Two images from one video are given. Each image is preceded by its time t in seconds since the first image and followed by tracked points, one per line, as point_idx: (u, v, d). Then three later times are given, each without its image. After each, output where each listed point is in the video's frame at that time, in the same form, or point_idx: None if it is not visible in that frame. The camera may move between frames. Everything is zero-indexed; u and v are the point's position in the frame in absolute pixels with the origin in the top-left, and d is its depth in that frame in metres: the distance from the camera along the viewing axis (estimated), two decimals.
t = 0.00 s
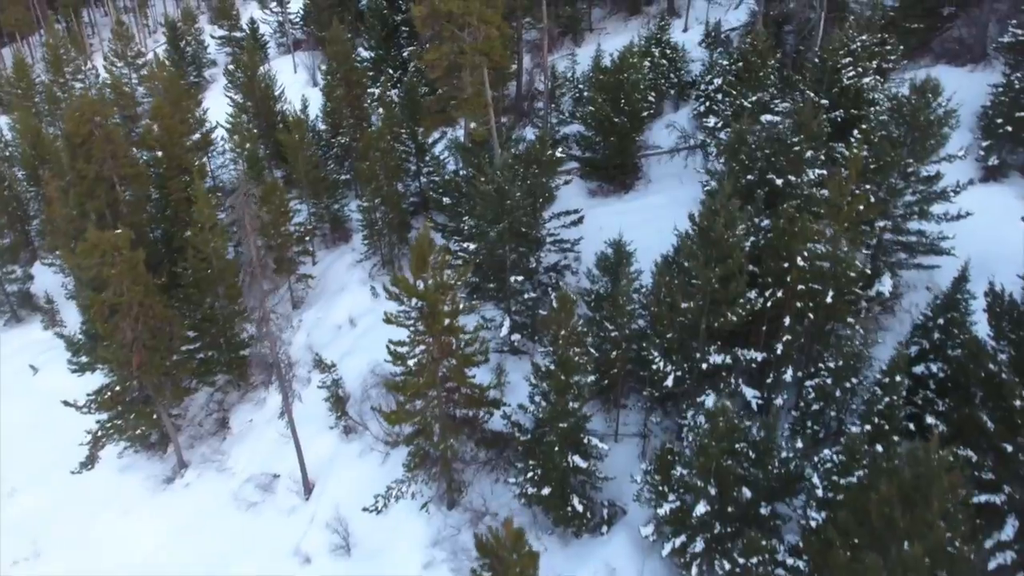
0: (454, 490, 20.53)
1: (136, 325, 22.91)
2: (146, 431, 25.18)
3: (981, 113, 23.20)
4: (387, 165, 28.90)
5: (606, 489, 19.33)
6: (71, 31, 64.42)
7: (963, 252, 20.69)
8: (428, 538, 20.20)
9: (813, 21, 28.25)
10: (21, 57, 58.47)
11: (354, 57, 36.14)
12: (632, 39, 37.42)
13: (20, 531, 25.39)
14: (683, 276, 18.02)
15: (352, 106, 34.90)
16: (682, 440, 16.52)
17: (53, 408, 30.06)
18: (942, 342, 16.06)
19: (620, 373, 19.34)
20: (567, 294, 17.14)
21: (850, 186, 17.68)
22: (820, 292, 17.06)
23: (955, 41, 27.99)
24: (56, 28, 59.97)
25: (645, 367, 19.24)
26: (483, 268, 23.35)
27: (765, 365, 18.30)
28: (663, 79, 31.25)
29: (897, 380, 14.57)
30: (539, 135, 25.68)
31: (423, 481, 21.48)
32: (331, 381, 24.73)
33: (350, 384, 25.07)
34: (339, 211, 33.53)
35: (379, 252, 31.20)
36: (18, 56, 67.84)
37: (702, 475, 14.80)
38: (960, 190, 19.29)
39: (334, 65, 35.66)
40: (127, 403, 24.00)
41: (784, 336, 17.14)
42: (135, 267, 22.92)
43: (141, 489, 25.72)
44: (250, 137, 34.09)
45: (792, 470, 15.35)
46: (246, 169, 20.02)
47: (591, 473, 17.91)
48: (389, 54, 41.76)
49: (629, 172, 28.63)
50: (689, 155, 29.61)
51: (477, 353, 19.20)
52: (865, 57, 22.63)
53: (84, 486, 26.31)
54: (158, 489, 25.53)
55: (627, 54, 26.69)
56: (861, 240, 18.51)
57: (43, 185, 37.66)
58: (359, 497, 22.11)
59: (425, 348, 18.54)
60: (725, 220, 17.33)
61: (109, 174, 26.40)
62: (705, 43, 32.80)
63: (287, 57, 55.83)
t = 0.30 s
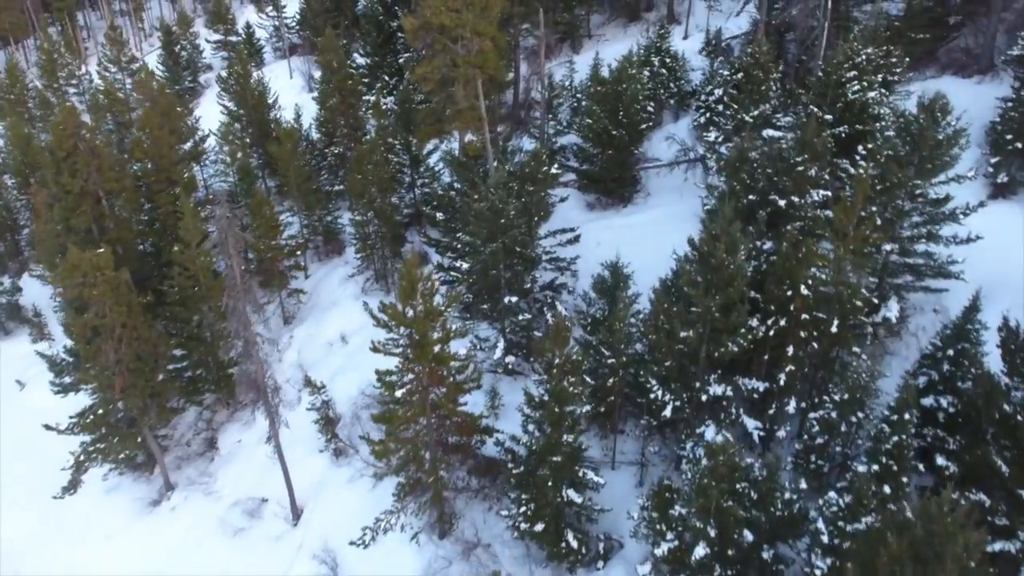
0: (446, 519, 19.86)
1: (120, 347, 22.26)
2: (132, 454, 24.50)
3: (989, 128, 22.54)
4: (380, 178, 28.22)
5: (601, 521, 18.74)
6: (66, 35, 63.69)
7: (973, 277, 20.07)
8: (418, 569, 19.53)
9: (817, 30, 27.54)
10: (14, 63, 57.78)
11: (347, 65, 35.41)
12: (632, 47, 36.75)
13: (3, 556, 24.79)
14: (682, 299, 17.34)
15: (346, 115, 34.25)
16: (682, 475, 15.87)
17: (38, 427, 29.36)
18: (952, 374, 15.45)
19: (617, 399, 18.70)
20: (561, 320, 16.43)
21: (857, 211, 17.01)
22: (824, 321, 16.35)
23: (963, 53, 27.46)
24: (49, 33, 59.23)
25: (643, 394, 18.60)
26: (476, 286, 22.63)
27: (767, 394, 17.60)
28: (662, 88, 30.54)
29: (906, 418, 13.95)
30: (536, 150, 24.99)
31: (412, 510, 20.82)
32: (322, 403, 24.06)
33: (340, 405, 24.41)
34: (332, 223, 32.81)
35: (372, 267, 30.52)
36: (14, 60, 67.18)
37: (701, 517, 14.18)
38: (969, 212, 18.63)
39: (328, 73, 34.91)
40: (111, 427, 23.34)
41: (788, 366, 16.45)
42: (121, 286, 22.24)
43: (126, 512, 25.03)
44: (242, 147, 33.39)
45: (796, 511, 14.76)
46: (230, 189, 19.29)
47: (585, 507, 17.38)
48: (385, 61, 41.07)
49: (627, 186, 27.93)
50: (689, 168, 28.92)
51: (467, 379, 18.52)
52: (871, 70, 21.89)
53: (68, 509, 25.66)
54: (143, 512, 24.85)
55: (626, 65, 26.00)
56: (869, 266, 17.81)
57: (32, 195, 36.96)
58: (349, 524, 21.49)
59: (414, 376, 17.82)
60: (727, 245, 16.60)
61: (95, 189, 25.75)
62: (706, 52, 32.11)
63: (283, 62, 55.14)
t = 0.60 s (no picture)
0: (437, 549, 19.22)
1: (103, 368, 21.61)
2: (116, 475, 23.85)
3: (998, 142, 21.82)
4: (373, 191, 27.55)
5: (597, 554, 18.07)
6: (60, 38, 62.90)
7: (982, 302, 19.45)
8: None
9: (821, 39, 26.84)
10: (6, 66, 57.05)
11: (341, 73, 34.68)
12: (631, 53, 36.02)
13: None
14: (681, 326, 16.69)
15: (340, 124, 33.57)
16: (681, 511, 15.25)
17: (23, 445, 28.65)
18: (962, 408, 14.88)
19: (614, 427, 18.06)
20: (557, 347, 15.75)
21: (864, 234, 16.33)
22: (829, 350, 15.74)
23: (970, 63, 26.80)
24: (42, 37, 58.49)
25: (641, 422, 17.97)
26: (469, 305, 21.96)
27: (770, 424, 16.98)
28: (661, 97, 29.82)
29: (916, 458, 13.35)
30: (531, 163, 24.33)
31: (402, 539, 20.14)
32: (311, 425, 23.45)
33: (330, 427, 23.78)
34: (325, 235, 32.10)
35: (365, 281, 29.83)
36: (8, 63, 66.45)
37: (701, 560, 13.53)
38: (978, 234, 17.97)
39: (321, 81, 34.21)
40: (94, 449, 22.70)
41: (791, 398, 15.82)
42: (103, 305, 21.55)
43: (110, 535, 24.39)
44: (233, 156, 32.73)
45: (800, 552, 14.15)
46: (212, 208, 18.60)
47: (581, 542, 16.71)
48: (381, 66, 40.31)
49: (625, 199, 27.25)
50: (689, 180, 28.25)
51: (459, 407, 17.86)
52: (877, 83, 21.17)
53: (51, 531, 24.98)
54: (128, 535, 24.21)
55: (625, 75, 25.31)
56: (876, 290, 17.15)
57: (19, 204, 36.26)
58: (338, 553, 20.91)
59: (403, 405, 17.16)
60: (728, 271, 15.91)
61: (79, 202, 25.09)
62: (706, 60, 31.40)
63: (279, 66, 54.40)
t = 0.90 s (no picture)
0: None
1: (85, 389, 20.97)
2: (101, 497, 23.20)
3: (1009, 157, 21.15)
4: (366, 203, 26.89)
5: None
6: (54, 41, 62.14)
7: (993, 325, 18.80)
8: None
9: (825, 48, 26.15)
10: None
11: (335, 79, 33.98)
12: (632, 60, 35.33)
13: None
14: (682, 352, 16.02)
15: (334, 133, 32.90)
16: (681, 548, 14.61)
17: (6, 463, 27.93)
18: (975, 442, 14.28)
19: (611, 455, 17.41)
20: (553, 371, 15.04)
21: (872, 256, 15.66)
22: (836, 379, 15.13)
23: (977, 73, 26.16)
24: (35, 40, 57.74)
25: (639, 450, 17.32)
26: (463, 324, 21.31)
27: (774, 454, 16.33)
28: (661, 105, 29.12)
29: (929, 498, 12.75)
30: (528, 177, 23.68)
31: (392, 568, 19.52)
32: (301, 446, 22.82)
33: (321, 448, 23.15)
34: (318, 246, 31.43)
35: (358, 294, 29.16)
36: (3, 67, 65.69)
37: None
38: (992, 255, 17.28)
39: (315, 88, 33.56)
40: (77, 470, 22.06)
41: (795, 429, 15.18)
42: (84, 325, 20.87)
43: (95, 558, 23.75)
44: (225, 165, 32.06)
45: None
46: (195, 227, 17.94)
47: None
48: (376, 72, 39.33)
49: (624, 212, 26.58)
50: (690, 193, 27.57)
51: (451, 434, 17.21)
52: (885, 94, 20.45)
53: (34, 553, 24.33)
54: (114, 558, 23.57)
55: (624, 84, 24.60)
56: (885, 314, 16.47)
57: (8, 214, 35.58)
58: None
59: (393, 433, 16.48)
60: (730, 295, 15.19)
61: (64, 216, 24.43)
62: (707, 67, 30.69)
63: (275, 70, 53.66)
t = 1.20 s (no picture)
0: None
1: (67, 411, 20.29)
2: (85, 520, 22.55)
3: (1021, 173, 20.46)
4: (359, 215, 26.20)
5: None
6: (49, 45, 61.31)
7: (1007, 350, 18.10)
8: None
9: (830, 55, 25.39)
10: None
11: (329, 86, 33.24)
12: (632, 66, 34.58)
13: None
14: (682, 380, 15.33)
15: (328, 140, 32.18)
16: None
17: None
18: (989, 478, 13.67)
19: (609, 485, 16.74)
20: (546, 404, 14.37)
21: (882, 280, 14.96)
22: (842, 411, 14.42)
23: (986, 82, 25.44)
24: (29, 43, 56.94)
25: (638, 479, 16.66)
26: (456, 343, 20.63)
27: (779, 486, 15.66)
28: (661, 113, 28.36)
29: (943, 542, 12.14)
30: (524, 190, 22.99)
31: None
32: (290, 468, 22.19)
33: (311, 471, 22.52)
34: (311, 258, 30.73)
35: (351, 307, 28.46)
36: None
37: None
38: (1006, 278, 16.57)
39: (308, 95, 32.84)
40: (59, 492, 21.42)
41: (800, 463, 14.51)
42: (66, 344, 20.18)
43: None
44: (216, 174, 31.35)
45: None
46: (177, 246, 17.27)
47: None
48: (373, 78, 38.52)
49: (623, 224, 25.90)
50: (691, 206, 26.88)
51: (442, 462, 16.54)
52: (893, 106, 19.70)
53: None
54: None
55: (623, 94, 23.89)
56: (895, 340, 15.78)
57: None
58: None
59: (381, 463, 15.82)
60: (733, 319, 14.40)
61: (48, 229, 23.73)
62: (709, 74, 29.92)
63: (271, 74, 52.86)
